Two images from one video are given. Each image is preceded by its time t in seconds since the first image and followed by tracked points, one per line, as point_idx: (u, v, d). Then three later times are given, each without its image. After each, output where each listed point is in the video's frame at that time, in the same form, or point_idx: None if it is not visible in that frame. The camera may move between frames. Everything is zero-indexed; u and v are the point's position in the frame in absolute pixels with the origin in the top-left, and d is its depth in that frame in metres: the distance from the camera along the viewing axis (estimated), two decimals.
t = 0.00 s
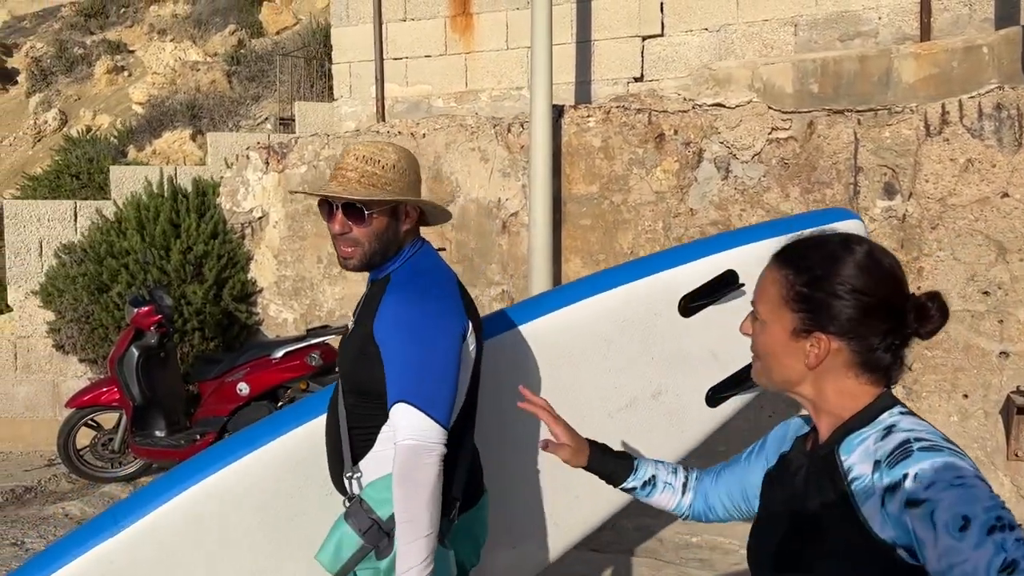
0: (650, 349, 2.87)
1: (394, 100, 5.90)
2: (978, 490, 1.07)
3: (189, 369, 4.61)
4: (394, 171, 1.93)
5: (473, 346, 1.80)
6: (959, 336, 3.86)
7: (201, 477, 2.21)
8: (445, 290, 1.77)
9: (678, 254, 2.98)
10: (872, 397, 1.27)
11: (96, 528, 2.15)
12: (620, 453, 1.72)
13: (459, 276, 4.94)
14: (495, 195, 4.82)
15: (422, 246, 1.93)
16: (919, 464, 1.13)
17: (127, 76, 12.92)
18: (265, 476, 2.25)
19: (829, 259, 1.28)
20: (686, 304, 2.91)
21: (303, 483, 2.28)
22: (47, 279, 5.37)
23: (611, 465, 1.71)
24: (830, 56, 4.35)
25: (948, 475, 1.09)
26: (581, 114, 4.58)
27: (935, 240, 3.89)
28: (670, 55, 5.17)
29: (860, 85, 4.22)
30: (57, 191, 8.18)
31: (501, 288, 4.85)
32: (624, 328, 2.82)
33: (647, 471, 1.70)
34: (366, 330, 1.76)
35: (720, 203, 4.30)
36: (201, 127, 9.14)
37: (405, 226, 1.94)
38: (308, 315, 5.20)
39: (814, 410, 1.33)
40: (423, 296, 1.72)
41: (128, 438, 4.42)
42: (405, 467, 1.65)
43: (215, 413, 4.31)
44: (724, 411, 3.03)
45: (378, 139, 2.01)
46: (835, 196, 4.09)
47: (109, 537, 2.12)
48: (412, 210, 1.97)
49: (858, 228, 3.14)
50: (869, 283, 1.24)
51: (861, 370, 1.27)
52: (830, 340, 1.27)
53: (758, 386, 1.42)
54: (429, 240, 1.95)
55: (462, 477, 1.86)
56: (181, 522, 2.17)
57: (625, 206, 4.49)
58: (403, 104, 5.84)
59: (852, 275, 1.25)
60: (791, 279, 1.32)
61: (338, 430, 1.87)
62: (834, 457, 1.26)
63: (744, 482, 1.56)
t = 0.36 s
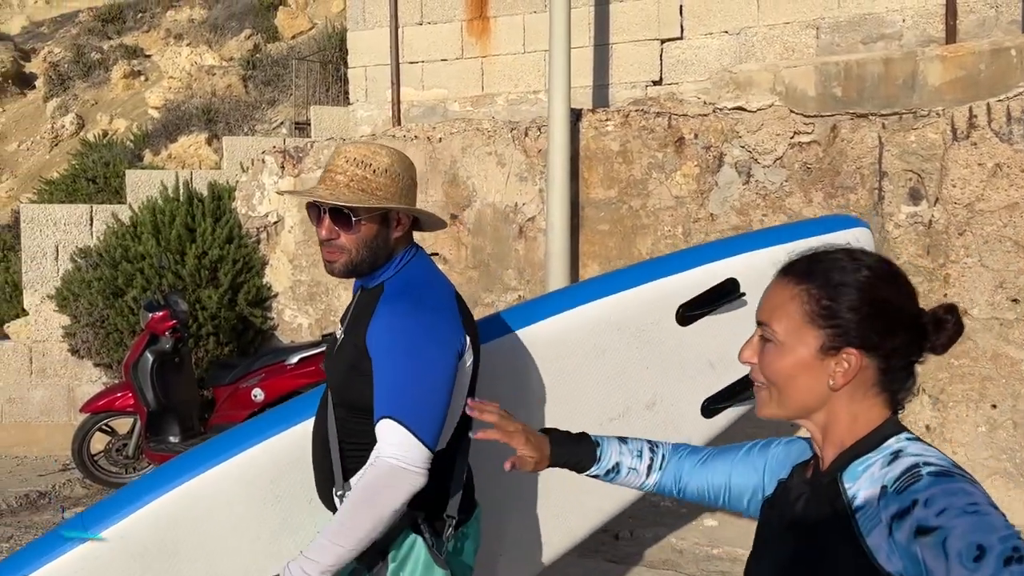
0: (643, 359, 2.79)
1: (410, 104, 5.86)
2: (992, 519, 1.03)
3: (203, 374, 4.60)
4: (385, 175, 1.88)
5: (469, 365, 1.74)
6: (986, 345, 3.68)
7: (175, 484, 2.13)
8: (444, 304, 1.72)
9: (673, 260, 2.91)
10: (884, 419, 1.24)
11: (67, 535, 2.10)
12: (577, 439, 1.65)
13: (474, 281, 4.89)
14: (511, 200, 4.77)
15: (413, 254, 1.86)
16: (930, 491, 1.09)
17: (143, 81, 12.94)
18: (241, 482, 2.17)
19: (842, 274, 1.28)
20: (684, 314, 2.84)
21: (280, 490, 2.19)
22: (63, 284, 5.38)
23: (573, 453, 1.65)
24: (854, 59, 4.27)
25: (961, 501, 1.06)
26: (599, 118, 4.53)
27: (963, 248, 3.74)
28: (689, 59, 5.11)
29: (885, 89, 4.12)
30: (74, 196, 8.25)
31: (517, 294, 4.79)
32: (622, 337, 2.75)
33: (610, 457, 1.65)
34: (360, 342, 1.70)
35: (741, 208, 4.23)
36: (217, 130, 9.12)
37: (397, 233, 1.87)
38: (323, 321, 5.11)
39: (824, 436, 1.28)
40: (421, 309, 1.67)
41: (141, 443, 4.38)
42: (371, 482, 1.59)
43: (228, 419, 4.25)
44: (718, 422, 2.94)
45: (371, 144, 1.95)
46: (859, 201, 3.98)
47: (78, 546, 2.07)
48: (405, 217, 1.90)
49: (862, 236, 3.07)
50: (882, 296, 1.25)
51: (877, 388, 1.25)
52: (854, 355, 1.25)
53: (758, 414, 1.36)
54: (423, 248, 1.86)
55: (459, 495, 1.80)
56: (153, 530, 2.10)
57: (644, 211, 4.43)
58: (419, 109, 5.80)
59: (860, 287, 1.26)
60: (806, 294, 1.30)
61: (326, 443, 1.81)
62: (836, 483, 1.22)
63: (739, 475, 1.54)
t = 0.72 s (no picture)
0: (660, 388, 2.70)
1: (431, 110, 5.83)
2: (869, 516, 1.04)
3: (223, 381, 4.57)
4: (396, 174, 1.82)
5: (469, 379, 1.68)
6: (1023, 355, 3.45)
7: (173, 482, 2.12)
8: (450, 313, 1.65)
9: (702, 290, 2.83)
10: (772, 423, 1.24)
11: (55, 528, 2.04)
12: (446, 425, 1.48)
13: (495, 287, 4.84)
14: (533, 205, 4.72)
15: (423, 257, 1.80)
16: (813, 490, 1.09)
17: (166, 87, 13.01)
18: (240, 484, 2.17)
19: (744, 273, 1.30)
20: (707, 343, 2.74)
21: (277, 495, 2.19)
22: (86, 289, 5.40)
23: (445, 442, 1.48)
24: (883, 62, 4.21)
25: (841, 499, 1.06)
26: (622, 123, 4.47)
27: (998, 253, 3.51)
28: (714, 62, 5.04)
29: (916, 92, 4.04)
30: (97, 202, 8.29)
31: (539, 300, 4.73)
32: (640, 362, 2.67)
33: (480, 445, 1.54)
34: (363, 347, 1.65)
35: (768, 213, 4.15)
36: (239, 136, 9.13)
37: (407, 233, 1.81)
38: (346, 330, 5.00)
39: (710, 432, 1.29)
40: (426, 317, 1.60)
41: (164, 450, 4.37)
42: (350, 482, 1.53)
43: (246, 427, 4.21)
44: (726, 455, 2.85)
45: (387, 144, 1.90)
46: (889, 207, 3.85)
47: (66, 540, 2.01)
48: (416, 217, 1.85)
49: (886, 278, 2.98)
50: (779, 296, 1.27)
51: (765, 389, 1.25)
52: (744, 351, 1.26)
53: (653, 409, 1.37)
54: (433, 254, 1.80)
55: (459, 511, 1.73)
56: (147, 526, 2.08)
57: (668, 217, 4.35)
58: (440, 114, 5.78)
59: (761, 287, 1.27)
60: (710, 288, 1.31)
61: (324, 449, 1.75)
62: (733, 490, 1.19)
63: (632, 457, 1.52)
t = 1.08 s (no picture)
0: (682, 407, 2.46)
1: (462, 115, 5.83)
2: (816, 523, 0.98)
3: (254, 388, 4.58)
4: (444, 177, 1.80)
5: (518, 387, 1.64)
6: None
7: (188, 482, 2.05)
8: (497, 319, 1.62)
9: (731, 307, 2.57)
10: (719, 419, 1.21)
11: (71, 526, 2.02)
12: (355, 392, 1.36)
13: (527, 292, 4.82)
14: (565, 210, 4.68)
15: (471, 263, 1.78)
16: (760, 496, 1.03)
17: (199, 95, 13.18)
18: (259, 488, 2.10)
19: (687, 264, 1.29)
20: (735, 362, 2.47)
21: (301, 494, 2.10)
22: (121, 294, 5.45)
23: (355, 408, 1.36)
24: (923, 63, 4.13)
25: (789, 506, 1.00)
26: (655, 127, 4.43)
27: None
28: (749, 65, 4.98)
29: (957, 93, 3.96)
30: (132, 208, 8.39)
31: (571, 306, 4.69)
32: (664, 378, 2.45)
33: (399, 415, 1.40)
34: (407, 354, 1.63)
35: (806, 218, 4.08)
36: (271, 142, 9.20)
37: (456, 236, 1.80)
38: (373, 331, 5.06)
39: (656, 424, 1.24)
40: (472, 323, 1.58)
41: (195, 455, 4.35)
42: (414, 501, 1.53)
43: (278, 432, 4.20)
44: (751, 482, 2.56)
45: (435, 146, 1.87)
46: (930, 211, 3.77)
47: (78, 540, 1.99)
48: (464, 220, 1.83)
49: (931, 306, 2.65)
50: (725, 286, 1.25)
51: (714, 380, 1.22)
52: (697, 339, 1.22)
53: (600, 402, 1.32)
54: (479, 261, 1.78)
55: (494, 521, 1.72)
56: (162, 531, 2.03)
57: (703, 222, 4.31)
58: (471, 119, 5.77)
59: (709, 277, 1.26)
60: (662, 276, 1.28)
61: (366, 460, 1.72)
62: (677, 487, 1.14)
63: (576, 442, 1.47)
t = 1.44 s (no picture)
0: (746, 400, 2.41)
1: (504, 119, 5.84)
2: (831, 534, 0.94)
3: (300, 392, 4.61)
4: (495, 178, 1.78)
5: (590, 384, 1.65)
6: None
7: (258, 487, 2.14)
8: (563, 318, 1.62)
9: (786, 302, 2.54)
10: (726, 417, 1.17)
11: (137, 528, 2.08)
12: (330, 390, 1.28)
13: (571, 296, 4.78)
14: (609, 213, 4.66)
15: (517, 267, 1.75)
16: (771, 502, 0.98)
17: (242, 102, 13.37)
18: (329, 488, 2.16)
19: (691, 248, 1.23)
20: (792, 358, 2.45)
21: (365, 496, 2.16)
22: (169, 298, 5.53)
23: (332, 408, 1.27)
24: (977, 61, 4.06)
25: (804, 515, 0.95)
26: (701, 128, 4.39)
27: None
28: (796, 65, 4.92)
29: (1013, 91, 3.87)
30: (177, 214, 8.53)
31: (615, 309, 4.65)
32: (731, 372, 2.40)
33: (376, 415, 1.33)
34: (475, 359, 1.62)
35: (856, 220, 4.01)
36: (313, 148, 9.28)
37: (505, 238, 1.77)
38: (421, 340, 4.92)
39: (656, 420, 1.20)
40: (540, 325, 1.58)
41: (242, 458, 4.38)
42: (517, 505, 1.53)
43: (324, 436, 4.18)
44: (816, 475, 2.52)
45: (501, 148, 1.85)
46: (987, 212, 3.68)
47: (142, 542, 2.04)
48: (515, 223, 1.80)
49: (993, 293, 2.51)
50: (731, 274, 1.20)
51: (720, 371, 1.19)
52: (702, 327, 1.18)
53: (601, 403, 1.27)
54: (540, 264, 1.76)
55: (565, 523, 1.70)
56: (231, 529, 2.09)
57: (751, 224, 4.25)
58: (513, 123, 5.77)
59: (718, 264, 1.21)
60: (655, 264, 1.23)
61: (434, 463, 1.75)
62: (680, 488, 1.10)
63: (570, 440, 1.39)
